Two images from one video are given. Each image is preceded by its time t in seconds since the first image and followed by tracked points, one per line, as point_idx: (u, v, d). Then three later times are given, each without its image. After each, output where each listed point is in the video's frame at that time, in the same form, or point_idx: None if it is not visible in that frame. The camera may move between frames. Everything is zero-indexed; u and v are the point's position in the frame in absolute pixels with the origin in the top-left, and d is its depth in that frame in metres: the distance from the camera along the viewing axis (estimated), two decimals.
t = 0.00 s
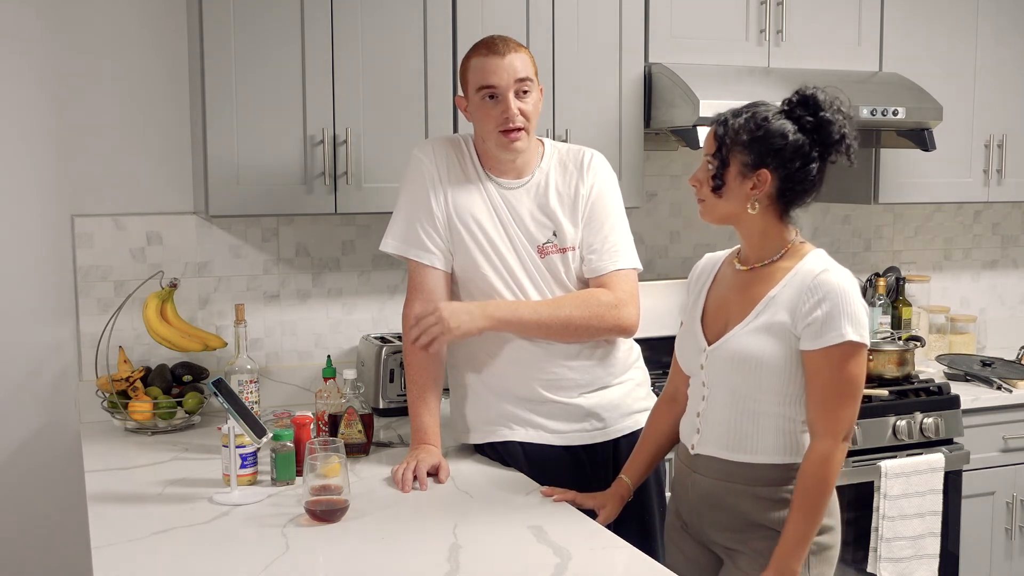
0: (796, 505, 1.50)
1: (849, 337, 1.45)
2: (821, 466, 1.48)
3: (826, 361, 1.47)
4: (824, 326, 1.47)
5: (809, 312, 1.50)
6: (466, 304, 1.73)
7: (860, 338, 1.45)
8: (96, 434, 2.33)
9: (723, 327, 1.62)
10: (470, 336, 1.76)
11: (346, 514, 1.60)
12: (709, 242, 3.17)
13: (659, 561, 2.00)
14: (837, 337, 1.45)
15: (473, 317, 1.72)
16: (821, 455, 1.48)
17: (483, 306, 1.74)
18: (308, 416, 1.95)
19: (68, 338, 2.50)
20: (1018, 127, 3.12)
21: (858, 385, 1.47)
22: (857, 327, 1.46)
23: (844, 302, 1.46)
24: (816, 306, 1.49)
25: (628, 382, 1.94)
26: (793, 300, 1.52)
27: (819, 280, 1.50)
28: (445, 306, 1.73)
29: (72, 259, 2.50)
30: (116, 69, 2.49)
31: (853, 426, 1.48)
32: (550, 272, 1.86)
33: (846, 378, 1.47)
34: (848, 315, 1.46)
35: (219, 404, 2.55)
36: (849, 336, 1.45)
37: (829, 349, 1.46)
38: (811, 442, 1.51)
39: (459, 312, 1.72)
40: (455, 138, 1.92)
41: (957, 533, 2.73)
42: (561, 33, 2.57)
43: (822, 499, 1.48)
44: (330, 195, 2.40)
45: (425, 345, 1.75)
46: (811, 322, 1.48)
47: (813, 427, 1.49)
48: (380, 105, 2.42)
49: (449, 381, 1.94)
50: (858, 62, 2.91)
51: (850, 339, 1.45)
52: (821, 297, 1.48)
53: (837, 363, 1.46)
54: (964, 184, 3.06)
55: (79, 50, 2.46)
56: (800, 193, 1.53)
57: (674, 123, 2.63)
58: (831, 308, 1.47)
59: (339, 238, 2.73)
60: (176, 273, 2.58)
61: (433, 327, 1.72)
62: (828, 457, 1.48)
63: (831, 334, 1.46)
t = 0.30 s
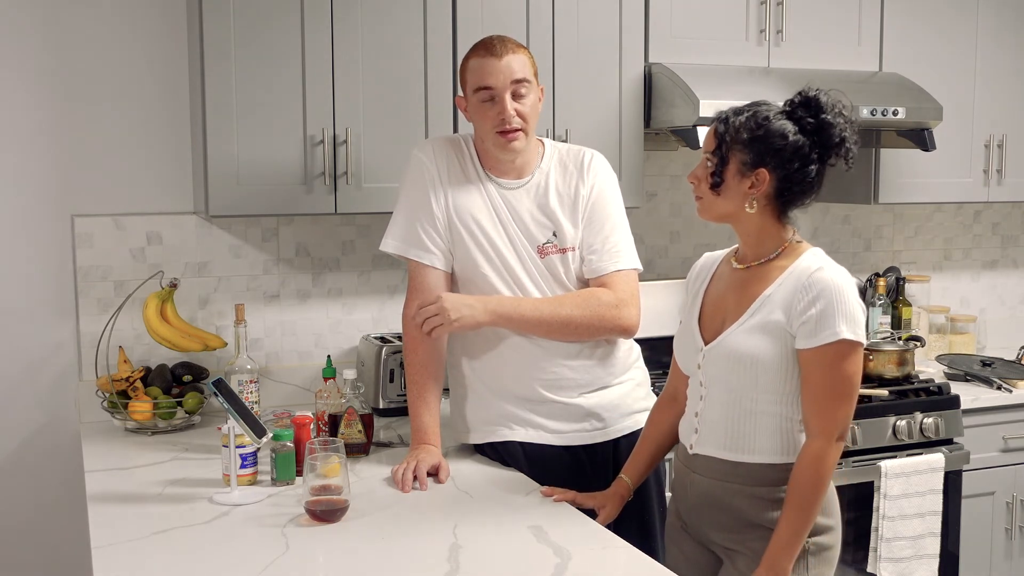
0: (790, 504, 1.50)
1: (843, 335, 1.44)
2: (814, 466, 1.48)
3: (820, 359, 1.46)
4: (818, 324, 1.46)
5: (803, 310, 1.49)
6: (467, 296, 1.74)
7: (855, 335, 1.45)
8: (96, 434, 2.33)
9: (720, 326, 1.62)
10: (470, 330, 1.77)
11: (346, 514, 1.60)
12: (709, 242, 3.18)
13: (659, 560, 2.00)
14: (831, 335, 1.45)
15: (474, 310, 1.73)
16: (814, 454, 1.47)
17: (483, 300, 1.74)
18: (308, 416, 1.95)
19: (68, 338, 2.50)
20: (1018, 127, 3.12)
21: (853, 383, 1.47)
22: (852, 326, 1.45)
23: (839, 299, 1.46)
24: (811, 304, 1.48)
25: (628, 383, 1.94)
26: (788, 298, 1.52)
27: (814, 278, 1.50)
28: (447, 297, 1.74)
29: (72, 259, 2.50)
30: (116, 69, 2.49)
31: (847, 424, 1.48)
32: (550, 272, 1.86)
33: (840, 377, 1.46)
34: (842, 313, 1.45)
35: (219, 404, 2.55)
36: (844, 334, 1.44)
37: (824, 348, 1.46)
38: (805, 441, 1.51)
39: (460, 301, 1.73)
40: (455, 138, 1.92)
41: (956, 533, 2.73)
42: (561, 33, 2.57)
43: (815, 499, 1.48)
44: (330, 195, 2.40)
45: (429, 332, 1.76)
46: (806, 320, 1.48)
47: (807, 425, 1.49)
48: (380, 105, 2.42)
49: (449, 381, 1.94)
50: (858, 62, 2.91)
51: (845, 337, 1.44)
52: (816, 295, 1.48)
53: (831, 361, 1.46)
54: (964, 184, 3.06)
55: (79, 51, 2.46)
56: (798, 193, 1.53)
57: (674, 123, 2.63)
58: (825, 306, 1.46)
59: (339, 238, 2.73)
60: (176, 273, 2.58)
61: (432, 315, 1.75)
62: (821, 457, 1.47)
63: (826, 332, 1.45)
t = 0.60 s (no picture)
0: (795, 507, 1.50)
1: (845, 336, 1.44)
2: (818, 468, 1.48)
3: (822, 360, 1.46)
4: (820, 325, 1.46)
5: (804, 311, 1.49)
6: (469, 292, 1.74)
7: (856, 336, 1.45)
8: (96, 434, 2.33)
9: (721, 327, 1.62)
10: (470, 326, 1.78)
11: (346, 514, 1.60)
12: (709, 242, 3.18)
13: (659, 560, 2.00)
14: (833, 336, 1.45)
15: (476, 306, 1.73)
16: (818, 456, 1.47)
17: (484, 296, 1.75)
18: (308, 416, 1.95)
19: (68, 338, 2.50)
20: (1018, 127, 3.12)
21: (855, 384, 1.47)
22: (853, 326, 1.46)
23: (840, 300, 1.46)
24: (812, 304, 1.48)
25: (628, 383, 1.94)
26: (789, 299, 1.52)
27: (815, 279, 1.50)
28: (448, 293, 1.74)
29: (72, 259, 2.50)
30: (116, 69, 2.49)
31: (850, 425, 1.48)
32: (549, 272, 1.86)
33: (842, 378, 1.46)
34: (844, 313, 1.46)
35: (219, 404, 2.55)
36: (845, 335, 1.44)
37: (826, 349, 1.46)
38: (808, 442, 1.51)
39: (462, 298, 1.73)
40: (455, 138, 1.92)
41: (957, 533, 2.73)
42: (561, 34, 2.57)
43: (819, 501, 1.48)
44: (330, 195, 2.40)
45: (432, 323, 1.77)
46: (807, 321, 1.48)
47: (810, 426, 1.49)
48: (380, 105, 2.42)
49: (449, 381, 1.94)
50: (858, 62, 2.91)
51: (846, 338, 1.44)
52: (817, 295, 1.48)
53: (834, 362, 1.46)
54: (964, 184, 3.06)
55: (80, 51, 2.46)
56: (797, 194, 1.53)
57: (673, 123, 2.63)
58: (827, 307, 1.46)
59: (339, 238, 2.73)
60: (176, 273, 2.58)
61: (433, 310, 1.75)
62: (825, 459, 1.47)
63: (828, 333, 1.45)
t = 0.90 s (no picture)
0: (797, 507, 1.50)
1: (849, 337, 1.44)
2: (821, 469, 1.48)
3: (826, 360, 1.46)
4: (824, 326, 1.47)
5: (808, 311, 1.49)
6: (470, 287, 1.75)
7: (860, 337, 1.45)
8: (96, 434, 2.33)
9: (723, 327, 1.62)
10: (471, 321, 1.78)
11: (346, 514, 1.60)
12: (709, 242, 3.18)
13: (659, 560, 2.00)
14: (836, 336, 1.45)
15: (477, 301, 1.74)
16: (822, 456, 1.47)
17: (486, 292, 1.75)
18: (308, 416, 1.95)
19: (68, 338, 2.50)
20: (1018, 127, 3.12)
21: (859, 384, 1.47)
22: (857, 327, 1.46)
23: (843, 300, 1.46)
24: (816, 305, 1.48)
25: (628, 383, 1.94)
26: (792, 299, 1.52)
27: (818, 279, 1.50)
28: (449, 289, 1.74)
29: (72, 259, 2.50)
30: (117, 69, 2.49)
31: (853, 425, 1.48)
32: (549, 272, 1.86)
33: (846, 379, 1.46)
34: (847, 314, 1.46)
35: (219, 404, 2.55)
36: (849, 336, 1.45)
37: (829, 349, 1.46)
38: (811, 442, 1.51)
39: (465, 293, 1.74)
40: (455, 138, 1.92)
41: (957, 533, 2.73)
42: (561, 34, 2.57)
43: (823, 501, 1.48)
44: (330, 195, 2.40)
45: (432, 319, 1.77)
46: (810, 322, 1.48)
47: (813, 427, 1.49)
48: (380, 105, 2.42)
49: (449, 381, 1.94)
50: (858, 62, 2.91)
51: (850, 339, 1.45)
52: (821, 296, 1.48)
53: (837, 363, 1.46)
54: (964, 184, 3.06)
55: (80, 51, 2.46)
56: (799, 192, 1.53)
57: (673, 123, 2.63)
58: (831, 308, 1.47)
59: (340, 238, 2.73)
60: (176, 273, 2.58)
61: (434, 305, 1.75)
62: (829, 459, 1.47)
63: (831, 333, 1.46)
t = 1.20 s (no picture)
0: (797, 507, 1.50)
1: (849, 336, 1.44)
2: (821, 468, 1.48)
3: (827, 360, 1.46)
4: (824, 325, 1.46)
5: (808, 311, 1.49)
6: (470, 284, 1.75)
7: (861, 336, 1.45)
8: (96, 434, 2.33)
9: (724, 327, 1.62)
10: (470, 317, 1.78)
11: (346, 514, 1.60)
12: (709, 242, 3.18)
13: (659, 560, 2.00)
14: (837, 336, 1.45)
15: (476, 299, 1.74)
16: (822, 456, 1.47)
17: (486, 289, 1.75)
18: (308, 416, 1.95)
19: (68, 338, 2.50)
20: (1018, 127, 3.12)
21: (859, 384, 1.47)
22: (857, 327, 1.46)
23: (844, 300, 1.46)
24: (816, 304, 1.48)
25: (628, 383, 1.94)
26: (792, 299, 1.52)
27: (818, 279, 1.50)
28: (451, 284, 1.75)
29: (72, 259, 2.50)
30: (117, 69, 2.49)
31: (853, 425, 1.48)
32: (548, 271, 1.87)
33: (847, 378, 1.46)
34: (848, 314, 1.46)
35: (219, 404, 2.55)
36: (850, 335, 1.44)
37: (830, 349, 1.46)
38: (812, 442, 1.51)
39: (467, 287, 1.74)
40: (455, 138, 1.92)
41: (957, 533, 2.73)
42: (561, 34, 2.57)
43: (823, 501, 1.48)
44: (330, 195, 2.40)
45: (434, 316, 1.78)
46: (811, 321, 1.48)
47: (814, 426, 1.49)
48: (380, 105, 2.42)
49: (449, 381, 1.94)
50: (858, 61, 2.91)
51: (850, 338, 1.44)
52: (822, 295, 1.48)
53: (838, 362, 1.46)
54: (964, 184, 3.06)
55: (80, 50, 2.46)
56: (801, 191, 1.52)
57: (673, 123, 2.63)
58: (831, 307, 1.47)
59: (340, 238, 2.73)
60: (176, 273, 2.58)
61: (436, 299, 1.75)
62: (829, 458, 1.47)
63: (832, 333, 1.45)
